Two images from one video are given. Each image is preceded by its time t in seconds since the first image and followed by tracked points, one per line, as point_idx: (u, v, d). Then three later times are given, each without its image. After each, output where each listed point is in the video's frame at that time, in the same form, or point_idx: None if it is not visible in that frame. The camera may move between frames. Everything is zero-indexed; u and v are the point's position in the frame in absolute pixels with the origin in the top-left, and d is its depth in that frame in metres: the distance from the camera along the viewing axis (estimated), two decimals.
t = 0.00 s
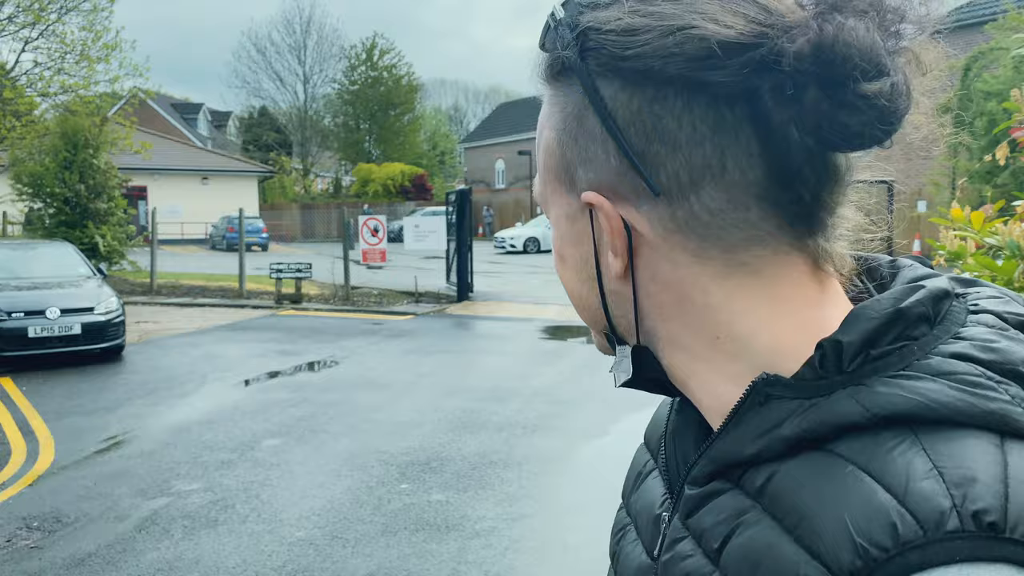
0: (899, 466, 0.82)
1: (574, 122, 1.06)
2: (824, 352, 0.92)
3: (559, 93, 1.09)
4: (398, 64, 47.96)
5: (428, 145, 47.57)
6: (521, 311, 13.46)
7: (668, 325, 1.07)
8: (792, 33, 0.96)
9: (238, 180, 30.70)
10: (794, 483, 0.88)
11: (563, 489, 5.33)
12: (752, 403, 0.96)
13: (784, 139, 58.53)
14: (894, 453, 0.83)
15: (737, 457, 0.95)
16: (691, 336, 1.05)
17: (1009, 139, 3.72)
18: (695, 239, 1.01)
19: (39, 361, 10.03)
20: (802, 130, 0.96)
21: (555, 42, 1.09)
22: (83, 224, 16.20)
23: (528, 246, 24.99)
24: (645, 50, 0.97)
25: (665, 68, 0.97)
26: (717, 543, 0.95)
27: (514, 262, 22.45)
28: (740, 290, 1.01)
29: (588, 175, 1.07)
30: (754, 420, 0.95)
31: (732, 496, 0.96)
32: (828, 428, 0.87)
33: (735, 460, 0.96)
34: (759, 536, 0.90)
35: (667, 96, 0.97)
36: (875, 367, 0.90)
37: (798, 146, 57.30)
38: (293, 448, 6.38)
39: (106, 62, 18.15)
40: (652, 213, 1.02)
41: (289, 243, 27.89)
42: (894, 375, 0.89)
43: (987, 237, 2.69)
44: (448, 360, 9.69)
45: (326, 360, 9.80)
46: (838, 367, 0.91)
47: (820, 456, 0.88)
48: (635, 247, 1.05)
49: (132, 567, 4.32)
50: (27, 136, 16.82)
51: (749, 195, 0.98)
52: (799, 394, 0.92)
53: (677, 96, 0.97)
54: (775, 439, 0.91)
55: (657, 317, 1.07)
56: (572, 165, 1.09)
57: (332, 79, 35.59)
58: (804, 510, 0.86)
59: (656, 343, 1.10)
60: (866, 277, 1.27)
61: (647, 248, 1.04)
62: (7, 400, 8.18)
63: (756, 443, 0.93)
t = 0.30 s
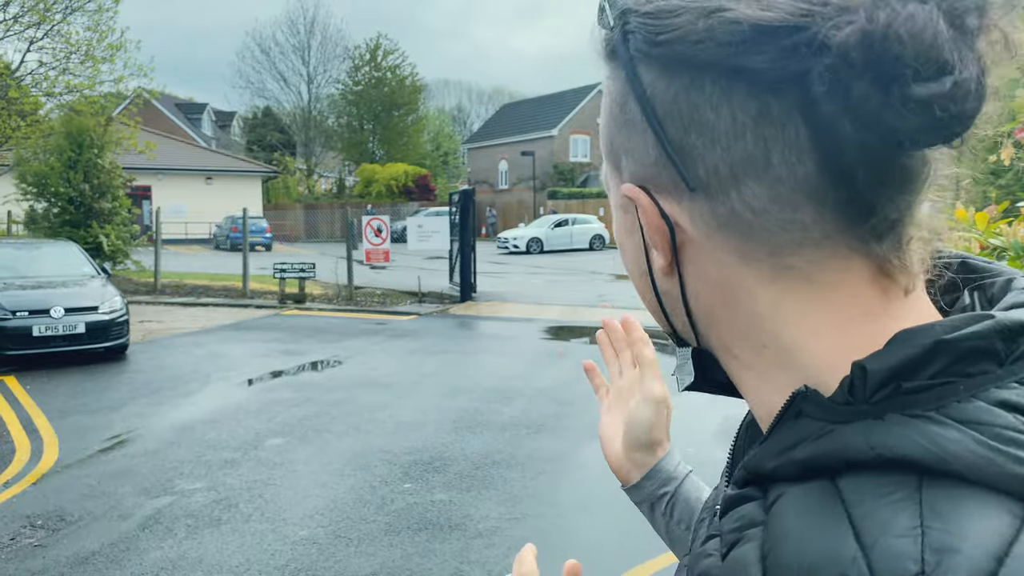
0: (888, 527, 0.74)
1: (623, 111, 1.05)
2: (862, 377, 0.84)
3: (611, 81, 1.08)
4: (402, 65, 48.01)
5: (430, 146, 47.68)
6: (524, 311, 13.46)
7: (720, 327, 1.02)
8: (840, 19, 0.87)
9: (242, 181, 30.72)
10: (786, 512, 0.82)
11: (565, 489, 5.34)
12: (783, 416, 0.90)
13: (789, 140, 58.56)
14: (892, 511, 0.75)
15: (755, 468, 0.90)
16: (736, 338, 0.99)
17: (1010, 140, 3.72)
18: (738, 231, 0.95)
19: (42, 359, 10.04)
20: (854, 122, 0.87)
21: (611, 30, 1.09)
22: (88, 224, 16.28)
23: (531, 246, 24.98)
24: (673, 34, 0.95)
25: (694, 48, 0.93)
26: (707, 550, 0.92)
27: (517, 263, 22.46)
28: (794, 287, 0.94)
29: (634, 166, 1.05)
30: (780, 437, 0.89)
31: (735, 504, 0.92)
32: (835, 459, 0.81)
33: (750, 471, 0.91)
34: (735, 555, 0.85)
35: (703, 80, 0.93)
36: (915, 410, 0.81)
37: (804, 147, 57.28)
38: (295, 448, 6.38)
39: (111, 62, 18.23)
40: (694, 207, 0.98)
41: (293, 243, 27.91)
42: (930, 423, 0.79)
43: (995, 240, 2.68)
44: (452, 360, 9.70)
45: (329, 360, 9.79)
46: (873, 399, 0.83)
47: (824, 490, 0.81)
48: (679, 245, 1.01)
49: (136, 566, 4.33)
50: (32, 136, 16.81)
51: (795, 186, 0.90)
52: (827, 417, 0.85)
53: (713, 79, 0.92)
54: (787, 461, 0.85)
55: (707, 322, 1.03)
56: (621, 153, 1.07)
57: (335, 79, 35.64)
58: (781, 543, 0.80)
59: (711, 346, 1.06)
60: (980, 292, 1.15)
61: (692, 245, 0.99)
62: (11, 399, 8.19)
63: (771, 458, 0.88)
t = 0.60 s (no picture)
0: None
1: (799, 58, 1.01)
2: (984, 363, 1.04)
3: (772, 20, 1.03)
4: (406, 66, 48.04)
5: (433, 146, 47.66)
6: (526, 311, 13.46)
7: (845, 298, 1.03)
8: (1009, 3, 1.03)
9: (244, 180, 30.76)
10: (961, 492, 0.99)
11: (567, 489, 5.33)
12: (902, 411, 1.08)
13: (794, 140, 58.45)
14: None
15: (883, 463, 1.07)
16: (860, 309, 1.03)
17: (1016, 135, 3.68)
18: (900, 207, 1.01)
19: (46, 357, 10.06)
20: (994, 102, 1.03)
21: None
22: (91, 224, 16.30)
23: (534, 246, 24.96)
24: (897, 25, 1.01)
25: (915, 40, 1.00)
26: (857, 548, 1.07)
27: (519, 263, 22.47)
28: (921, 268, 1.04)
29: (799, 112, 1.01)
30: (904, 429, 1.07)
31: (872, 503, 1.09)
32: (992, 437, 0.98)
33: (878, 467, 1.08)
34: (917, 543, 1.01)
35: (913, 69, 1.00)
36: None
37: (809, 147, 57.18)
38: (298, 448, 6.38)
39: (114, 62, 18.26)
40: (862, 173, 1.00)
41: (295, 244, 27.93)
42: None
43: (1000, 237, 2.65)
44: (454, 360, 9.69)
45: (332, 360, 9.79)
46: (1000, 376, 1.03)
47: (986, 464, 0.99)
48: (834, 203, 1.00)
49: (138, 565, 4.33)
50: (35, 135, 16.80)
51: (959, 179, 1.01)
52: (958, 402, 1.04)
53: (928, 72, 1.00)
54: (933, 447, 1.03)
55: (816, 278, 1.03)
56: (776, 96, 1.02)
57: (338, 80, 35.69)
58: (974, 518, 0.97)
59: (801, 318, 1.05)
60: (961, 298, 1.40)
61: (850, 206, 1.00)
62: (15, 397, 8.21)
63: (903, 450, 1.06)
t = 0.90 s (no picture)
0: (1019, 384, 1.30)
1: (843, 35, 1.27)
2: (925, 326, 1.37)
3: (814, 7, 1.27)
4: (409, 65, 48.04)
5: (435, 147, 47.65)
6: (528, 312, 13.45)
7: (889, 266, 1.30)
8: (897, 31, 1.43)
9: (246, 180, 30.74)
10: (957, 425, 1.28)
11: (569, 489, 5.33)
12: (877, 377, 1.34)
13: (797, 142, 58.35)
14: (1009, 378, 1.31)
15: (884, 423, 1.31)
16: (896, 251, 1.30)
17: None
18: (906, 150, 1.33)
19: (48, 357, 10.06)
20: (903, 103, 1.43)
21: None
22: (93, 223, 16.30)
23: (536, 246, 24.94)
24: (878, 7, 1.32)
25: (887, 23, 1.33)
26: (887, 502, 1.28)
27: (522, 264, 22.45)
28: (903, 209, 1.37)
29: (856, 84, 1.27)
30: (885, 391, 1.33)
31: (875, 460, 1.31)
32: (965, 374, 1.30)
33: (874, 429, 1.32)
34: (944, 479, 1.26)
35: (894, 42, 1.33)
36: (955, 326, 1.37)
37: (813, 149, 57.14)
38: (300, 447, 6.38)
39: (117, 62, 18.30)
40: (892, 127, 1.30)
41: (297, 243, 27.91)
42: (972, 330, 1.37)
43: (1001, 239, 2.63)
44: (456, 360, 9.69)
45: (333, 359, 9.78)
46: (935, 330, 1.36)
47: (959, 400, 1.30)
48: (886, 152, 1.28)
49: (138, 564, 4.33)
50: (38, 135, 16.82)
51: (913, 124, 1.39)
52: (922, 356, 1.34)
53: (898, 47, 1.34)
54: (917, 399, 1.31)
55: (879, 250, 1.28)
56: (838, 71, 1.26)
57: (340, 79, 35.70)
58: (981, 443, 1.26)
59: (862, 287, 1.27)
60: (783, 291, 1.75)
61: (891, 153, 1.29)
62: (17, 396, 8.22)
63: (898, 407, 1.31)
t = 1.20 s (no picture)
0: (879, 357, 1.42)
1: (692, 78, 1.37)
2: (793, 321, 1.48)
3: (664, 54, 1.37)
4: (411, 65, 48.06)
5: (437, 147, 47.62)
6: (529, 312, 13.45)
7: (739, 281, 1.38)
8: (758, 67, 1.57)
9: (247, 180, 30.73)
10: (833, 405, 1.38)
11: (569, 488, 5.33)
12: (758, 374, 1.43)
13: (799, 140, 58.35)
14: (870, 354, 1.43)
15: (772, 412, 1.39)
16: (741, 265, 1.38)
17: None
18: (750, 179, 1.42)
19: (49, 357, 10.07)
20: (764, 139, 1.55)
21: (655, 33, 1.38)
22: (95, 223, 16.30)
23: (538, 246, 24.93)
24: (727, 56, 1.42)
25: (738, 70, 1.43)
26: (789, 482, 1.36)
27: (523, 263, 22.44)
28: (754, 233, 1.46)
29: (699, 114, 1.37)
30: (768, 384, 1.41)
31: (771, 446, 1.39)
32: (830, 360, 1.41)
33: (766, 418, 1.40)
34: (832, 453, 1.35)
35: (742, 86, 1.43)
36: (815, 314, 1.48)
37: (814, 148, 57.24)
38: (301, 447, 6.38)
39: (119, 61, 18.31)
40: (734, 157, 1.40)
41: (299, 243, 27.89)
42: (832, 317, 1.50)
43: (1004, 240, 2.60)
44: (457, 360, 9.70)
45: (335, 359, 9.77)
46: (801, 325, 1.48)
47: (832, 379, 1.40)
48: (728, 179, 1.37)
49: (140, 564, 4.33)
50: (40, 134, 16.82)
51: (761, 158, 1.49)
52: (794, 347, 1.44)
53: (746, 92, 1.45)
54: (797, 385, 1.40)
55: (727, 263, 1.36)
56: (688, 98, 1.36)
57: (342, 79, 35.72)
58: (858, 415, 1.35)
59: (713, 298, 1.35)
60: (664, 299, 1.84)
61: (735, 181, 1.38)
62: (18, 396, 8.22)
63: (781, 398, 1.40)
